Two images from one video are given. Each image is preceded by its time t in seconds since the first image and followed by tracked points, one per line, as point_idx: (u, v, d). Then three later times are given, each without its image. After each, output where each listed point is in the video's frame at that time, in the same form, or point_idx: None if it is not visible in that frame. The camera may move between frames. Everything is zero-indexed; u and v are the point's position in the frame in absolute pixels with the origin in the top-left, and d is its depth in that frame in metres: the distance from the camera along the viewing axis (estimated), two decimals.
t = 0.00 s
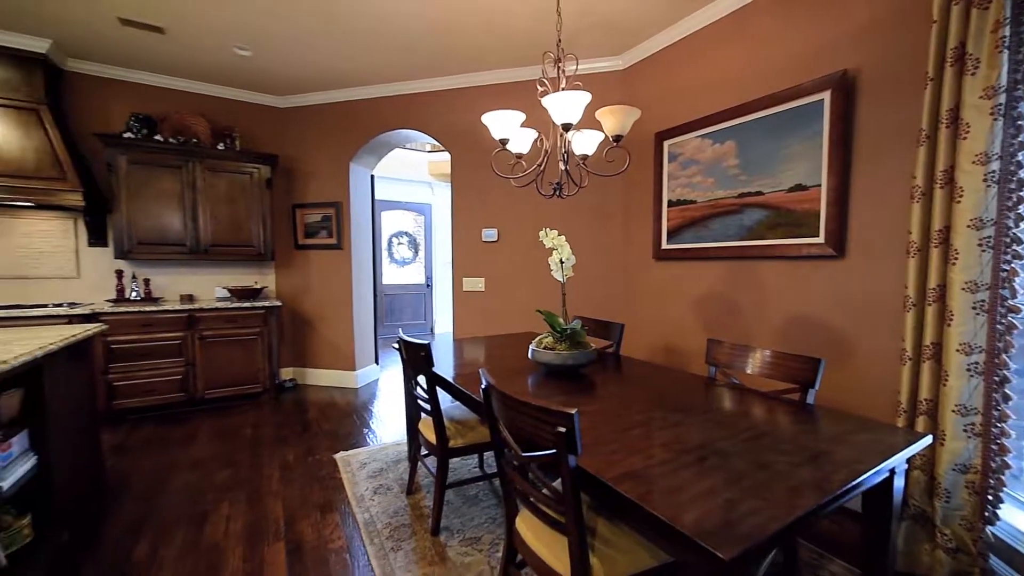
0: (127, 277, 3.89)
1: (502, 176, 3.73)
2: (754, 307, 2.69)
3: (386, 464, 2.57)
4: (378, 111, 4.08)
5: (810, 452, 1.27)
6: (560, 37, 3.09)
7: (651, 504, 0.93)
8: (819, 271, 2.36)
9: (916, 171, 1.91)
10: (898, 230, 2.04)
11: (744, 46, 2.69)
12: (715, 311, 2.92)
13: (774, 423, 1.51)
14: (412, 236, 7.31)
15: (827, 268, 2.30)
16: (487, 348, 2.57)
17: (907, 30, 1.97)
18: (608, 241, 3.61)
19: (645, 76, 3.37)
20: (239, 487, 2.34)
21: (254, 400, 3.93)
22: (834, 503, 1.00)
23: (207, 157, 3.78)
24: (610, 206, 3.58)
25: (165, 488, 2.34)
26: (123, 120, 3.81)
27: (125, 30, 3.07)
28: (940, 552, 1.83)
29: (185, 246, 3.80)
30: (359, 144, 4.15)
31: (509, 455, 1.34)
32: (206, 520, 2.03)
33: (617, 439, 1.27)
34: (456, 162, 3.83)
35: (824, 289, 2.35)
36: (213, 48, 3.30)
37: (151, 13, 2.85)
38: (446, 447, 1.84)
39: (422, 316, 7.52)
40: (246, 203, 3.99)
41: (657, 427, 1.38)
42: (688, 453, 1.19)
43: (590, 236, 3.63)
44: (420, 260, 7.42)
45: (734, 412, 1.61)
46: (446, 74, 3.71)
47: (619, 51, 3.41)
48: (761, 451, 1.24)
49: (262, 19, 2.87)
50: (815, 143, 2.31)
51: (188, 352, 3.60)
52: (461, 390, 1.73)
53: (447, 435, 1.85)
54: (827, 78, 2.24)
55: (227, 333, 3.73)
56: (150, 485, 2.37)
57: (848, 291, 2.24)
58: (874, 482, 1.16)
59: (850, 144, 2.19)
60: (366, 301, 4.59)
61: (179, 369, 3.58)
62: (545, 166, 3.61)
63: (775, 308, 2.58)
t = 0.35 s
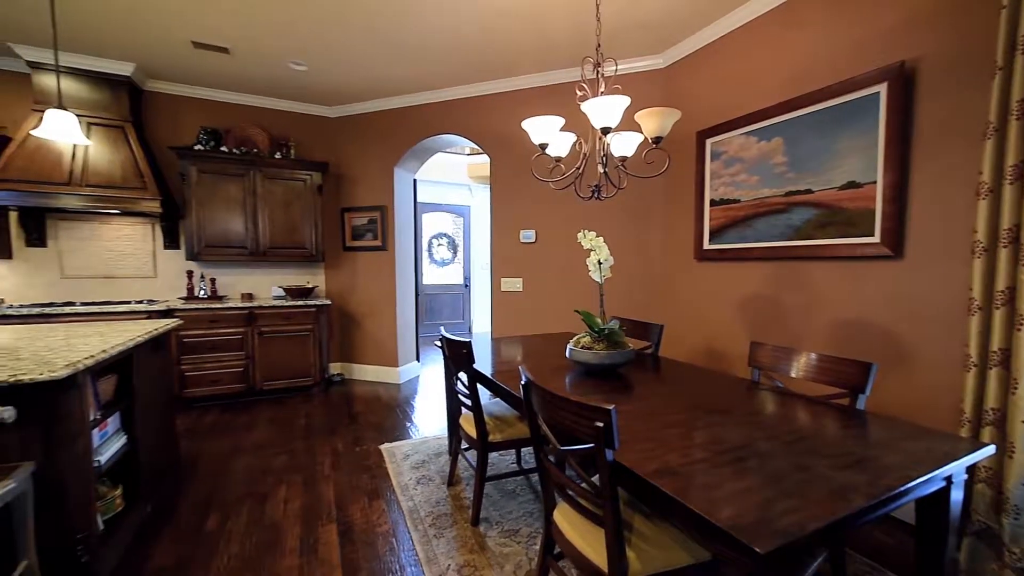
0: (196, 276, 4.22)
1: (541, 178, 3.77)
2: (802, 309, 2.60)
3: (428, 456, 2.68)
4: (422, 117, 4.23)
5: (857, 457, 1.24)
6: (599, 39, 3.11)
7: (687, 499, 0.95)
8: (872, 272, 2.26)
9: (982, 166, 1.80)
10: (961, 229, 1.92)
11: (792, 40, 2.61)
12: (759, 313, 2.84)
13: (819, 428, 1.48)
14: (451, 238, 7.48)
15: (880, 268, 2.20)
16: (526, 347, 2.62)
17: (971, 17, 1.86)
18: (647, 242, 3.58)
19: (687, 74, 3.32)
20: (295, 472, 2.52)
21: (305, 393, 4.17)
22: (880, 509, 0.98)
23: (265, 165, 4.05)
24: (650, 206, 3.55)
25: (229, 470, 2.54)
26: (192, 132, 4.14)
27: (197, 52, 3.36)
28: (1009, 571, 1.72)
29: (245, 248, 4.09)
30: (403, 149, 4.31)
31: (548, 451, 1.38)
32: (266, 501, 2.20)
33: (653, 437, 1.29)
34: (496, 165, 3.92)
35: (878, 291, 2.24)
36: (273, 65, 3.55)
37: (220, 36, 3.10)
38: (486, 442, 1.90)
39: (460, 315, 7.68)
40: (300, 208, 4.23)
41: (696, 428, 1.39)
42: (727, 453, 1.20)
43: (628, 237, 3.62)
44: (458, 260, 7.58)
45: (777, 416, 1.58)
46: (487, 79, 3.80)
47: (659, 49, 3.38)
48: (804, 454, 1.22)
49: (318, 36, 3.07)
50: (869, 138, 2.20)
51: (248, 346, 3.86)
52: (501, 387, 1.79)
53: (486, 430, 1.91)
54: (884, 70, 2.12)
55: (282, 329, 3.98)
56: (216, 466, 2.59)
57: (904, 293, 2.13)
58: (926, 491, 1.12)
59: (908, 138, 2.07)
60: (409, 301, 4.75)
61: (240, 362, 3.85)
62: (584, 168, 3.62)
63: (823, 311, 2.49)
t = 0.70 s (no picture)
0: (255, 275, 4.52)
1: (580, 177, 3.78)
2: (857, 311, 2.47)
3: (468, 451, 2.75)
4: (463, 121, 4.32)
5: (915, 466, 1.18)
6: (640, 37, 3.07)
7: (729, 498, 0.95)
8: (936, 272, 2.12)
9: None
10: None
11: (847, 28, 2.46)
12: (809, 314, 2.73)
13: (874, 434, 1.41)
14: (489, 238, 7.58)
15: (946, 268, 2.06)
16: (565, 347, 2.63)
17: None
18: (689, 241, 3.50)
19: (732, 68, 3.21)
20: (344, 460, 2.65)
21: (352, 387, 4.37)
22: (939, 519, 0.94)
23: (317, 170, 4.28)
24: (692, 205, 3.47)
25: (285, 456, 2.72)
26: (252, 140, 4.43)
27: (257, 67, 3.59)
28: None
29: (298, 249, 4.33)
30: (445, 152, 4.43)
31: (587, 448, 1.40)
32: (319, 486, 2.34)
33: (695, 437, 1.28)
34: (536, 166, 3.95)
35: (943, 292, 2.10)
36: (325, 77, 3.74)
37: (276, 51, 3.30)
38: (525, 438, 1.94)
39: (498, 314, 7.76)
40: (348, 210, 4.43)
41: (739, 429, 1.36)
42: (772, 455, 1.18)
43: (670, 236, 3.56)
44: (496, 260, 7.68)
45: (827, 420, 1.52)
46: (527, 81, 3.84)
47: (703, 44, 3.29)
48: (856, 460, 1.18)
49: (366, 47, 3.21)
50: (936, 128, 2.03)
51: (300, 342, 4.09)
52: (540, 384, 1.82)
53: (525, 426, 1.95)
54: (954, 55, 1.95)
55: (331, 326, 4.19)
56: (273, 452, 2.77)
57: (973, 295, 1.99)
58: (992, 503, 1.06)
59: (982, 128, 1.90)
60: (449, 300, 4.86)
61: (293, 356, 4.08)
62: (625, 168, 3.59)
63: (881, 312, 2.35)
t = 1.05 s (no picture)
0: (303, 275, 4.75)
1: (618, 176, 3.74)
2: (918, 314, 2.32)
3: (504, 448, 2.79)
4: (501, 123, 4.37)
5: (982, 479, 1.10)
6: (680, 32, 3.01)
7: (774, 502, 0.93)
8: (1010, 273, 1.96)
9: None
10: None
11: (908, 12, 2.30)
12: (863, 317, 2.58)
13: (935, 445, 1.33)
14: (525, 238, 7.61)
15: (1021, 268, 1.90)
16: (601, 347, 2.62)
17: None
18: (732, 241, 3.39)
19: (779, 60, 3.08)
20: (386, 453, 2.75)
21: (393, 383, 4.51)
22: (1009, 536, 0.87)
23: (360, 174, 4.45)
24: (736, 203, 3.36)
25: (331, 447, 2.85)
26: (301, 147, 4.66)
27: (306, 77, 3.77)
28: None
29: (343, 250, 4.51)
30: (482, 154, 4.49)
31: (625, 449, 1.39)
32: (362, 477, 2.45)
33: (738, 441, 1.26)
34: (573, 166, 3.95)
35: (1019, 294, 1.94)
36: (369, 84, 3.89)
37: (323, 62, 3.46)
38: (562, 437, 1.95)
39: (533, 314, 7.78)
40: (390, 212, 4.58)
41: (786, 435, 1.32)
42: (821, 463, 1.13)
43: (712, 235, 3.46)
44: (532, 260, 7.69)
45: (883, 429, 1.44)
46: (565, 81, 3.83)
47: (751, 35, 3.16)
48: (914, 471, 1.12)
49: (408, 54, 3.31)
50: (1011, 117, 1.87)
51: (345, 339, 4.27)
52: (578, 384, 1.82)
53: (562, 426, 1.95)
54: None
55: (373, 323, 4.35)
56: (320, 443, 2.92)
57: None
58: None
59: None
60: (486, 299, 4.93)
61: (338, 353, 4.26)
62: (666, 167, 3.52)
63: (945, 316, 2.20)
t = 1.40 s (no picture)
0: (344, 275, 4.93)
1: (654, 175, 3.67)
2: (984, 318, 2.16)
3: (538, 448, 2.79)
4: (535, 123, 4.38)
5: None
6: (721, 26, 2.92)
7: (823, 510, 0.90)
8: None
9: None
10: None
11: None
12: (921, 321, 2.43)
13: (1003, 458, 1.24)
14: (557, 238, 7.60)
15: None
16: (637, 348, 2.58)
17: None
18: (776, 240, 3.27)
19: (828, 50, 2.93)
20: (422, 448, 2.82)
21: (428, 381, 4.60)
22: None
23: (398, 177, 4.57)
24: (780, 201, 3.23)
25: (370, 441, 2.95)
26: (343, 151, 4.84)
27: (348, 84, 3.91)
28: None
29: (381, 251, 4.65)
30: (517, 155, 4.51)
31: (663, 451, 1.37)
32: (400, 470, 2.52)
33: (782, 446, 1.22)
34: (609, 165, 3.91)
35: None
36: (407, 89, 4.00)
37: (364, 69, 3.58)
38: (597, 438, 1.94)
39: (565, 314, 7.75)
40: (426, 213, 4.68)
41: (835, 443, 1.26)
42: (875, 473, 1.08)
43: (754, 234, 3.34)
44: (564, 260, 7.66)
45: (943, 439, 1.36)
46: (601, 79, 3.80)
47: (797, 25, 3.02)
48: (979, 485, 1.05)
49: (444, 59, 3.38)
50: None
51: (382, 336, 4.40)
52: (614, 385, 1.81)
53: (597, 427, 1.94)
54: None
55: (410, 322, 4.45)
56: (360, 436, 3.02)
57: None
58: None
59: None
60: (519, 299, 4.95)
61: (376, 350, 4.40)
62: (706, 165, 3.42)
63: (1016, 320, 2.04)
